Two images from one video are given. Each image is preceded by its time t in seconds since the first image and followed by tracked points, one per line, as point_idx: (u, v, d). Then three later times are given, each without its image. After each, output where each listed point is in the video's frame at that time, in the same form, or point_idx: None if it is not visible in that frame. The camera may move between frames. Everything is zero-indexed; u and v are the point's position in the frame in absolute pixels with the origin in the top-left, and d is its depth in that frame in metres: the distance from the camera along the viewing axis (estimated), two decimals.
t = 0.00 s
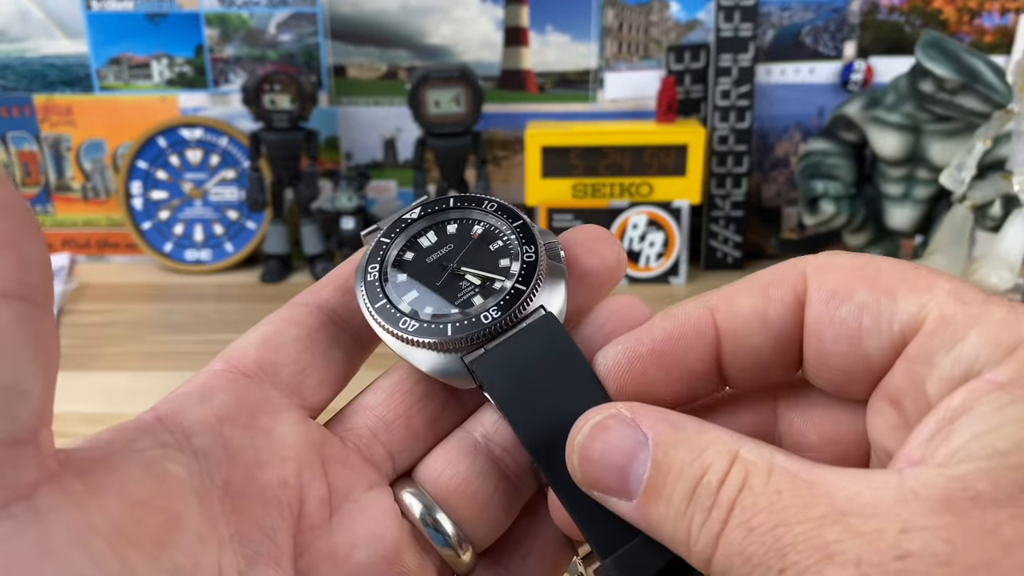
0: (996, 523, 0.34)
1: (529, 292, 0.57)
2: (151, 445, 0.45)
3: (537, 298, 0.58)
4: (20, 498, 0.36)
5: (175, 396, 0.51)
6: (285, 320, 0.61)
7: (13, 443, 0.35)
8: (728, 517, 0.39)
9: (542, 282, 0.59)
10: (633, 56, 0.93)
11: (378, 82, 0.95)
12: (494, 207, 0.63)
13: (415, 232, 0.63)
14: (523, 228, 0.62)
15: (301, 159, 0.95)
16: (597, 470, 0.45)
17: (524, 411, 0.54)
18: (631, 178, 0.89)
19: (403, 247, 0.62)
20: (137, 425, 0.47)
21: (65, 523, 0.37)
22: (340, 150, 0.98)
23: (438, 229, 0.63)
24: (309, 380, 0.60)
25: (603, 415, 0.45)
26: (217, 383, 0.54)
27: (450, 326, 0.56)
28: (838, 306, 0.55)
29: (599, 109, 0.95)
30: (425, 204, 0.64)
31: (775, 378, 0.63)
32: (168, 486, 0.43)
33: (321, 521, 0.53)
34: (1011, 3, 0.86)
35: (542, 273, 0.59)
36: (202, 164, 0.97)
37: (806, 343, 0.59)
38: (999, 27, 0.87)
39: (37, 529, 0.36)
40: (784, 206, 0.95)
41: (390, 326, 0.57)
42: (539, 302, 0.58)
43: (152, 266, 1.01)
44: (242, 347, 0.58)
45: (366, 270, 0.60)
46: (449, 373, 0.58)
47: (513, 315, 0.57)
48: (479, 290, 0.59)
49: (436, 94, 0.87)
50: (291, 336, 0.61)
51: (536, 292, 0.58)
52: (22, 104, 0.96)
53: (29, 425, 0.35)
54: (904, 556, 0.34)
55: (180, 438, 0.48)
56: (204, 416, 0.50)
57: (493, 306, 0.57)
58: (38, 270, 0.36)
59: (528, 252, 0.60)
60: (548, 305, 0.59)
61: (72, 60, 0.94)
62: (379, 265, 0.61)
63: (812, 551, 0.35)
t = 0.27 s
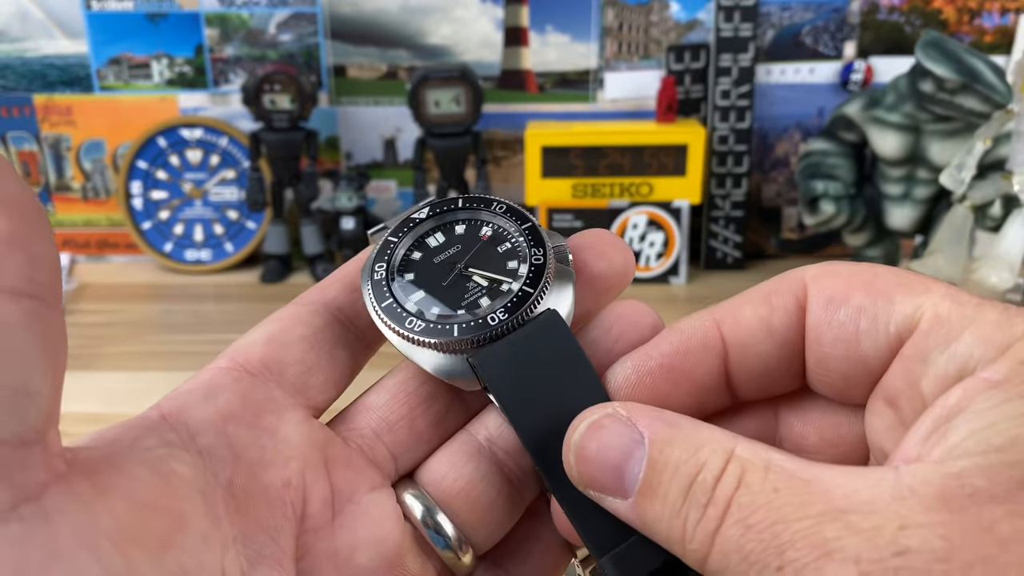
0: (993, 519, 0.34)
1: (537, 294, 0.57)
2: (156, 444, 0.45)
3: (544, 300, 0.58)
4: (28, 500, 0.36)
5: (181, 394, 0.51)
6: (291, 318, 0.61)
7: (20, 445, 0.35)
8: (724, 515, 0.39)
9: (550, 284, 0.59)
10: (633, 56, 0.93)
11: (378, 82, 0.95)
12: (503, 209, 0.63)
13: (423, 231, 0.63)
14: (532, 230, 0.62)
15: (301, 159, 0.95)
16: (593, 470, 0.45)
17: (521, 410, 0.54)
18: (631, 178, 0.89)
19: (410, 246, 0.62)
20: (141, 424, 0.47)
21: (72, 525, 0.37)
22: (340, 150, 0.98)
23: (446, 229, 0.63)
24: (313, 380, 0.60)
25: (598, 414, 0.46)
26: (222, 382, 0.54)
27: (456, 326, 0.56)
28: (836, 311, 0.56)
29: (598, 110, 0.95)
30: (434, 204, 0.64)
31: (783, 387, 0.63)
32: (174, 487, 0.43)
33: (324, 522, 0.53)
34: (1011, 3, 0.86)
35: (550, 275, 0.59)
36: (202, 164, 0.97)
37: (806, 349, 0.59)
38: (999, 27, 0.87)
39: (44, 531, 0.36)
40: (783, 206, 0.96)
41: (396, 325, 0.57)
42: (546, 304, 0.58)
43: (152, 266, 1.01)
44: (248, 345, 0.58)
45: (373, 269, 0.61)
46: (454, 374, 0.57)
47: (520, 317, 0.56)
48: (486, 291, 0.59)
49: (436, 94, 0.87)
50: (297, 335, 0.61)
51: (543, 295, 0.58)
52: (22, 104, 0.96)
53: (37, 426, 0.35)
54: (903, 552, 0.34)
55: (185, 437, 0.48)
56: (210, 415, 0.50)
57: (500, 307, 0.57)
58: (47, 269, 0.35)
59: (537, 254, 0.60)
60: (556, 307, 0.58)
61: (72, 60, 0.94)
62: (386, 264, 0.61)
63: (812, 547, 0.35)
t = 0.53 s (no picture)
0: (993, 527, 0.34)
1: (541, 300, 0.58)
2: (155, 443, 0.45)
3: (548, 305, 0.58)
4: (24, 497, 0.36)
5: (178, 391, 0.51)
6: (292, 316, 0.61)
7: (16, 441, 0.35)
8: (719, 519, 0.39)
9: (554, 290, 0.59)
10: (633, 56, 0.93)
11: (378, 83, 0.95)
12: (507, 211, 0.63)
13: (426, 232, 0.63)
14: (536, 234, 0.62)
15: (301, 159, 0.95)
16: (591, 473, 0.45)
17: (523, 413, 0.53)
18: (631, 178, 0.89)
19: (414, 247, 0.62)
20: (140, 420, 0.47)
21: (68, 521, 0.37)
22: (340, 150, 0.98)
23: (450, 231, 0.63)
24: (313, 378, 0.60)
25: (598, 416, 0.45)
26: (221, 379, 0.54)
27: (460, 331, 0.56)
28: (834, 312, 0.56)
29: (599, 110, 0.95)
30: (437, 205, 0.64)
31: (783, 389, 0.63)
32: (172, 484, 0.43)
33: (323, 521, 0.53)
34: (1011, 3, 0.86)
35: (554, 280, 0.59)
36: (202, 164, 0.97)
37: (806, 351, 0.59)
38: (999, 27, 0.87)
39: (41, 527, 0.36)
40: (783, 206, 0.96)
41: (400, 329, 0.57)
42: (550, 308, 0.58)
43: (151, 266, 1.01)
44: (248, 343, 0.58)
45: (376, 270, 0.61)
46: (456, 377, 0.58)
47: (524, 324, 0.57)
48: (490, 295, 0.59)
49: (436, 94, 0.87)
50: (297, 333, 0.61)
51: (547, 300, 0.58)
52: (22, 104, 0.96)
53: (32, 423, 0.35)
54: (901, 561, 0.34)
55: (184, 434, 0.48)
56: (209, 413, 0.50)
57: (504, 313, 0.57)
58: (44, 266, 0.35)
59: (541, 259, 0.60)
60: (559, 312, 0.59)
61: (72, 60, 0.94)
62: (390, 265, 0.61)
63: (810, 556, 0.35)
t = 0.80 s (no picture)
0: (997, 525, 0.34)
1: (546, 299, 0.58)
2: (152, 440, 0.45)
3: (553, 305, 0.58)
4: (15, 493, 0.36)
5: (177, 388, 0.52)
6: (296, 317, 0.62)
7: (9, 439, 0.35)
8: (722, 517, 0.39)
9: (559, 289, 0.59)
10: (633, 56, 0.93)
11: (378, 82, 0.95)
12: (511, 215, 0.64)
13: (432, 234, 0.63)
14: (540, 237, 0.62)
15: (301, 159, 0.95)
16: (595, 474, 0.44)
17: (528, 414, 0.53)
18: (631, 178, 0.89)
19: (419, 248, 0.62)
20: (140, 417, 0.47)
21: (61, 519, 0.37)
22: (340, 150, 0.98)
23: (454, 233, 0.63)
24: (315, 378, 0.60)
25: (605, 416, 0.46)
26: (221, 377, 0.54)
27: (467, 328, 0.56)
28: (840, 310, 0.56)
29: (598, 110, 0.95)
30: (442, 208, 0.64)
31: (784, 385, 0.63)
32: (168, 481, 0.43)
33: (322, 519, 0.53)
34: (1011, 3, 0.86)
35: (559, 280, 0.59)
36: (202, 164, 0.97)
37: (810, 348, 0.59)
38: (999, 27, 0.87)
39: (33, 524, 0.36)
40: (783, 206, 0.96)
41: (406, 326, 0.57)
42: (555, 307, 0.58)
43: (151, 266, 1.01)
44: (251, 342, 0.59)
45: (382, 270, 0.60)
46: (460, 374, 0.57)
47: (529, 322, 0.57)
48: (495, 295, 0.59)
49: (436, 94, 0.87)
50: (300, 333, 0.61)
51: (552, 300, 0.58)
52: (22, 104, 0.96)
53: (25, 421, 0.35)
54: (905, 557, 0.34)
55: (182, 431, 0.48)
56: (207, 411, 0.50)
57: (510, 311, 0.57)
58: (35, 266, 0.35)
59: (546, 260, 0.60)
60: (564, 313, 0.59)
61: (72, 60, 0.94)
62: (396, 265, 0.61)
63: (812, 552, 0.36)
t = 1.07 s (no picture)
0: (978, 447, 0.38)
1: (518, 286, 0.59)
2: (134, 427, 0.46)
3: (524, 293, 0.60)
4: None
5: (163, 379, 0.52)
6: (276, 317, 0.61)
7: None
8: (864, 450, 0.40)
9: (530, 278, 0.61)
10: (633, 56, 0.93)
11: (378, 83, 0.95)
12: (481, 217, 0.65)
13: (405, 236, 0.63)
14: (509, 234, 0.63)
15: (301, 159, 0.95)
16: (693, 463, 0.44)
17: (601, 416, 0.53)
18: (631, 178, 0.89)
19: (393, 247, 0.63)
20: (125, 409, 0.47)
21: (37, 500, 0.37)
22: (341, 150, 0.98)
23: (427, 233, 0.64)
24: (295, 374, 0.59)
25: (690, 329, 0.45)
26: (204, 372, 0.54)
27: (444, 313, 0.58)
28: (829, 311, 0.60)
29: (598, 110, 0.95)
30: (413, 214, 0.65)
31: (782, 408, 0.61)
32: (147, 466, 0.43)
33: (304, 506, 0.52)
34: (1011, 3, 0.86)
35: (529, 270, 0.61)
36: (202, 164, 0.97)
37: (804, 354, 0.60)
38: (998, 27, 0.87)
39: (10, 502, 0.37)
40: (783, 205, 0.96)
41: (385, 314, 0.57)
42: (526, 296, 0.60)
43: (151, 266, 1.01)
44: (231, 341, 0.58)
45: (359, 268, 0.60)
46: (434, 357, 0.58)
47: (502, 308, 0.58)
48: (469, 286, 0.60)
49: (436, 94, 0.87)
50: (280, 332, 0.60)
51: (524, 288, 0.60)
52: (22, 104, 0.96)
53: (3, 407, 0.36)
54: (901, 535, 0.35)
55: (164, 419, 0.48)
56: (190, 400, 0.51)
57: (484, 298, 0.59)
58: (13, 262, 0.36)
59: (515, 252, 0.62)
60: (535, 303, 0.61)
61: (72, 60, 0.94)
62: (372, 262, 0.61)
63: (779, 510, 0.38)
